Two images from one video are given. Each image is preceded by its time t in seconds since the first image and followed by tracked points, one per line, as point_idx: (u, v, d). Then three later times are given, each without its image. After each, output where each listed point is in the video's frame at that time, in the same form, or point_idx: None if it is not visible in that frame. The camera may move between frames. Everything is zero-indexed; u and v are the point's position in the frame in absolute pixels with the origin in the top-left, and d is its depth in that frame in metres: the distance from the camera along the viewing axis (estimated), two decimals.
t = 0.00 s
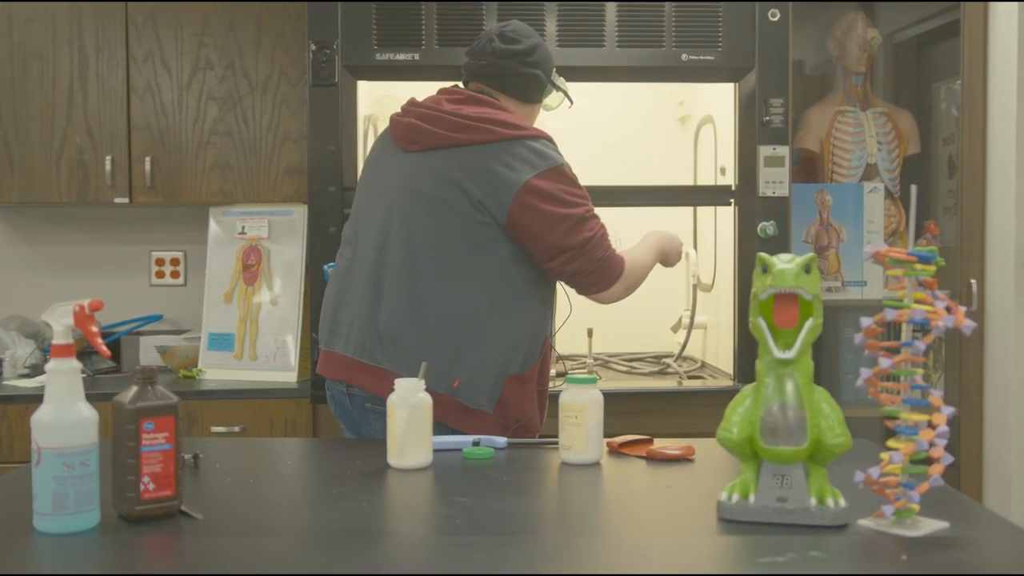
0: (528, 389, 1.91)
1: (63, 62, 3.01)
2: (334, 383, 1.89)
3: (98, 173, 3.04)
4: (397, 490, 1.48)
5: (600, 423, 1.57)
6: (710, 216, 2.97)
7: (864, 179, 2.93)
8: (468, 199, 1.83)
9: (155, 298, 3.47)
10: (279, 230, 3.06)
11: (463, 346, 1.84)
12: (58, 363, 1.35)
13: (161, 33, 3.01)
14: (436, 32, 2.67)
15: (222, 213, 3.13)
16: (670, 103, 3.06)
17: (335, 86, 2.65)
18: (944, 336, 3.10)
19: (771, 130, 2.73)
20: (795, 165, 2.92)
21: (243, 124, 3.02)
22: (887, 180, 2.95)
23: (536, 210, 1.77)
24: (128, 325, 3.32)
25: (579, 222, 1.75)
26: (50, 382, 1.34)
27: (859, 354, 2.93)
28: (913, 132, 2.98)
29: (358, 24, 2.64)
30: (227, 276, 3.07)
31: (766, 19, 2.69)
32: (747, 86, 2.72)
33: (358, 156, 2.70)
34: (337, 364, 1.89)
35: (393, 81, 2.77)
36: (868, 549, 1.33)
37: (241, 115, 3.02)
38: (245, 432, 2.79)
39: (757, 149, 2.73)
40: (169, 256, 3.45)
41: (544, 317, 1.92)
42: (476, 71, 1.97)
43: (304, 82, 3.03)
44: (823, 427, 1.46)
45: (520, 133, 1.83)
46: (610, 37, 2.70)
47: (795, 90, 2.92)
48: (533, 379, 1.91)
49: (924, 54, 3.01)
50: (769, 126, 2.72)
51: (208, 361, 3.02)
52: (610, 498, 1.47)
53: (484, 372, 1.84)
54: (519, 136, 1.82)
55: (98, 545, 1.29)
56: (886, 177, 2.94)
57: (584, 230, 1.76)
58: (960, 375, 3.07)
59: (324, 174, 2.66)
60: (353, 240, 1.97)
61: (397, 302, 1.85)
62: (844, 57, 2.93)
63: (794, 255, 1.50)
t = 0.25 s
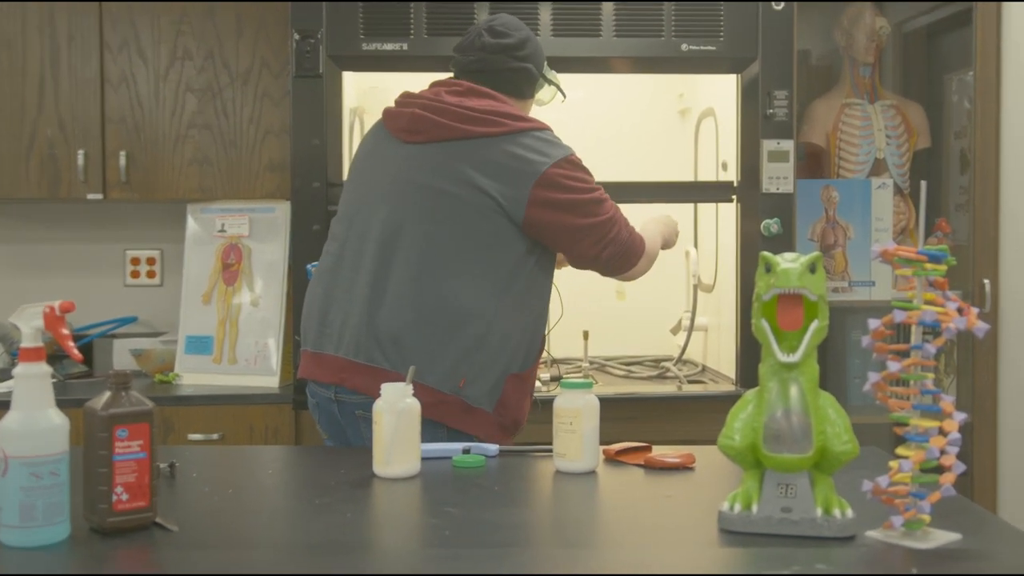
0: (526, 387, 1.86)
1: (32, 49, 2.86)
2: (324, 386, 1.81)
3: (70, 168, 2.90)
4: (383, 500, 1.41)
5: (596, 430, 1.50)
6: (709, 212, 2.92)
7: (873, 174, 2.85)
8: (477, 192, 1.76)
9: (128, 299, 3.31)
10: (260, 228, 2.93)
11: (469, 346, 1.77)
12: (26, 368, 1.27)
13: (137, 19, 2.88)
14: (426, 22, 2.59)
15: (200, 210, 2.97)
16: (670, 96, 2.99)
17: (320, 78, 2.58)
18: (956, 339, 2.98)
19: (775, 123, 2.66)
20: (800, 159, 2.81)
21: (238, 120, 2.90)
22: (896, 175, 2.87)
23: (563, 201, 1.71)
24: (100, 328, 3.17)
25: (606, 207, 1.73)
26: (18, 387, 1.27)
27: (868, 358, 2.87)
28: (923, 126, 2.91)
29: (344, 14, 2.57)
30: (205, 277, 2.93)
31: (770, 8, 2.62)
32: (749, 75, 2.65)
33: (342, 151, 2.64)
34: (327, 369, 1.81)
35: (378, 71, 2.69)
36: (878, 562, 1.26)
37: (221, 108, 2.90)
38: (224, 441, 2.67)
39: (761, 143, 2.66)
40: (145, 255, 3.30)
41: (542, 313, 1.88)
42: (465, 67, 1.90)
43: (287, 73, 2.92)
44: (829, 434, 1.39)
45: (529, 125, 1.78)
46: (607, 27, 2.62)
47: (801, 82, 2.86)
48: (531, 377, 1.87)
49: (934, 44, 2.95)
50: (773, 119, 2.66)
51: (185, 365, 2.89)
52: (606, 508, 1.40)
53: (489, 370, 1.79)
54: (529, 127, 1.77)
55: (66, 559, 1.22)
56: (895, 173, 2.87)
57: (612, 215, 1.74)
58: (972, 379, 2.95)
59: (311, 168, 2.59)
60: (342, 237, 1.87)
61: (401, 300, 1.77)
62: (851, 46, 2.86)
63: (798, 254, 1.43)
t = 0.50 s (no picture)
0: (519, 387, 1.77)
1: None
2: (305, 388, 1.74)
3: (37, 163, 2.83)
4: (366, 511, 1.34)
5: (589, 436, 1.44)
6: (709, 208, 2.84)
7: (879, 169, 2.78)
8: (473, 186, 1.70)
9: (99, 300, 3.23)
10: (236, 224, 2.88)
11: (465, 346, 1.69)
12: None
13: (106, 7, 2.80)
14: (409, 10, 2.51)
15: (172, 206, 2.92)
16: (668, 87, 2.92)
17: (299, 67, 2.51)
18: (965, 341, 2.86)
19: (778, 116, 2.59)
20: (803, 153, 2.76)
21: (217, 111, 2.83)
22: (903, 170, 2.79)
23: (574, 188, 1.66)
24: (68, 331, 3.10)
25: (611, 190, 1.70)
26: None
27: (872, 360, 2.80)
28: (932, 120, 2.83)
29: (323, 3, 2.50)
30: (180, 276, 2.88)
31: None
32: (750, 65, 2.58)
33: (321, 144, 2.57)
34: (310, 370, 1.74)
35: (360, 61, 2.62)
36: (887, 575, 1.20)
37: (195, 98, 2.82)
38: (199, 448, 2.61)
39: (761, 137, 2.60)
40: (115, 254, 3.22)
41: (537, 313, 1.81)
42: (454, 64, 1.83)
43: (263, 63, 2.83)
44: (833, 441, 1.32)
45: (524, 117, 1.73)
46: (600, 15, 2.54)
47: (804, 71, 2.76)
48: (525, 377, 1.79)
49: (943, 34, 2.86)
50: (775, 111, 2.59)
51: (157, 369, 2.84)
52: (600, 519, 1.33)
53: (484, 371, 1.71)
54: (524, 120, 1.72)
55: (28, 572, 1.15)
56: (902, 168, 2.79)
57: (617, 197, 1.71)
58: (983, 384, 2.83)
59: (293, 161, 2.52)
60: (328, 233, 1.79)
61: (393, 297, 1.70)
62: (856, 35, 2.78)
63: (800, 252, 1.36)
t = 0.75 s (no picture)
0: (504, 392, 1.73)
1: None
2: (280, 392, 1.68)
3: None
4: (346, 523, 1.27)
5: (581, 444, 1.39)
6: (705, 206, 2.82)
7: (884, 165, 2.72)
8: (457, 181, 1.63)
9: (67, 300, 3.16)
10: (211, 222, 2.82)
11: (448, 347, 1.64)
12: None
13: None
14: None
15: (144, 204, 2.87)
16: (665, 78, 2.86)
17: (277, 58, 2.44)
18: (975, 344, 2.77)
19: (778, 109, 2.52)
20: (805, 149, 2.69)
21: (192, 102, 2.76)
22: (909, 166, 2.74)
23: (566, 179, 1.60)
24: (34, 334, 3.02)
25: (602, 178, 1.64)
26: None
27: (874, 363, 2.73)
28: (938, 113, 2.77)
29: None
30: (151, 277, 2.80)
31: None
32: (748, 58, 2.52)
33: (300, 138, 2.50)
34: (285, 371, 1.68)
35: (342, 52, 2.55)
36: None
37: (168, 91, 2.76)
38: (170, 457, 2.51)
39: (761, 130, 2.52)
40: (83, 253, 3.15)
41: (520, 310, 1.76)
42: (443, 56, 1.76)
43: (240, 52, 2.77)
44: (834, 449, 1.25)
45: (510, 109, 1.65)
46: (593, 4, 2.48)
47: (806, 63, 2.72)
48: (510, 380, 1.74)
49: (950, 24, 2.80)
50: (775, 105, 2.52)
51: (127, 373, 2.77)
52: (593, 531, 1.26)
53: (468, 372, 1.67)
54: (511, 111, 1.65)
55: None
56: (908, 164, 2.73)
57: (608, 184, 1.65)
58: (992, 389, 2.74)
59: (276, 154, 2.45)
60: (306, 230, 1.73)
61: (373, 296, 1.63)
62: (860, 25, 2.74)
63: (800, 252, 1.30)
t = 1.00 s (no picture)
0: (476, 391, 1.68)
1: None
2: (244, 390, 1.63)
3: None
4: (314, 528, 1.23)
5: (558, 446, 1.35)
6: (687, 200, 2.77)
7: (870, 157, 2.67)
8: (424, 171, 1.59)
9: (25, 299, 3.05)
10: (175, 217, 2.74)
11: (415, 344, 1.59)
12: None
13: None
14: None
15: (104, 198, 2.78)
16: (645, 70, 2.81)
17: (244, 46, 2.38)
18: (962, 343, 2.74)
19: (762, 100, 2.48)
20: (791, 144, 2.64)
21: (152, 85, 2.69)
22: (897, 159, 2.68)
23: (537, 167, 1.55)
24: None
25: (576, 165, 1.59)
26: None
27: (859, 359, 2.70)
28: (927, 105, 2.72)
29: None
30: (112, 273, 2.72)
31: None
32: (733, 46, 2.49)
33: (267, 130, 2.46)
34: (247, 369, 1.63)
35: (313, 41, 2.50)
36: None
37: (130, 80, 2.69)
38: (131, 461, 2.44)
39: (744, 122, 2.48)
40: (41, 249, 3.04)
41: (492, 307, 1.71)
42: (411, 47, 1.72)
43: (204, 41, 2.71)
44: (819, 450, 1.22)
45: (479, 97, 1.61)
46: None
47: (790, 53, 2.67)
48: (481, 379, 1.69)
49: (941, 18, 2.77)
50: (758, 95, 2.47)
51: (86, 375, 2.68)
52: (570, 535, 1.22)
53: (435, 370, 1.62)
54: (481, 98, 1.60)
55: None
56: (896, 157, 2.68)
57: (583, 171, 1.60)
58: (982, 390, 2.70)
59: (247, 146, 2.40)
60: (269, 224, 1.67)
61: (337, 291, 1.59)
62: (847, 15, 2.68)
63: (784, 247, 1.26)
